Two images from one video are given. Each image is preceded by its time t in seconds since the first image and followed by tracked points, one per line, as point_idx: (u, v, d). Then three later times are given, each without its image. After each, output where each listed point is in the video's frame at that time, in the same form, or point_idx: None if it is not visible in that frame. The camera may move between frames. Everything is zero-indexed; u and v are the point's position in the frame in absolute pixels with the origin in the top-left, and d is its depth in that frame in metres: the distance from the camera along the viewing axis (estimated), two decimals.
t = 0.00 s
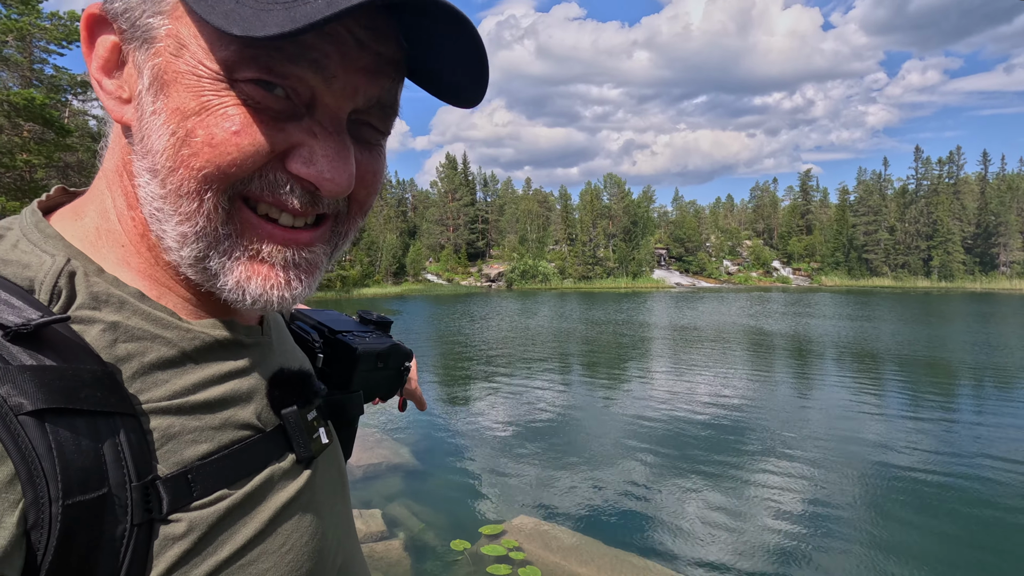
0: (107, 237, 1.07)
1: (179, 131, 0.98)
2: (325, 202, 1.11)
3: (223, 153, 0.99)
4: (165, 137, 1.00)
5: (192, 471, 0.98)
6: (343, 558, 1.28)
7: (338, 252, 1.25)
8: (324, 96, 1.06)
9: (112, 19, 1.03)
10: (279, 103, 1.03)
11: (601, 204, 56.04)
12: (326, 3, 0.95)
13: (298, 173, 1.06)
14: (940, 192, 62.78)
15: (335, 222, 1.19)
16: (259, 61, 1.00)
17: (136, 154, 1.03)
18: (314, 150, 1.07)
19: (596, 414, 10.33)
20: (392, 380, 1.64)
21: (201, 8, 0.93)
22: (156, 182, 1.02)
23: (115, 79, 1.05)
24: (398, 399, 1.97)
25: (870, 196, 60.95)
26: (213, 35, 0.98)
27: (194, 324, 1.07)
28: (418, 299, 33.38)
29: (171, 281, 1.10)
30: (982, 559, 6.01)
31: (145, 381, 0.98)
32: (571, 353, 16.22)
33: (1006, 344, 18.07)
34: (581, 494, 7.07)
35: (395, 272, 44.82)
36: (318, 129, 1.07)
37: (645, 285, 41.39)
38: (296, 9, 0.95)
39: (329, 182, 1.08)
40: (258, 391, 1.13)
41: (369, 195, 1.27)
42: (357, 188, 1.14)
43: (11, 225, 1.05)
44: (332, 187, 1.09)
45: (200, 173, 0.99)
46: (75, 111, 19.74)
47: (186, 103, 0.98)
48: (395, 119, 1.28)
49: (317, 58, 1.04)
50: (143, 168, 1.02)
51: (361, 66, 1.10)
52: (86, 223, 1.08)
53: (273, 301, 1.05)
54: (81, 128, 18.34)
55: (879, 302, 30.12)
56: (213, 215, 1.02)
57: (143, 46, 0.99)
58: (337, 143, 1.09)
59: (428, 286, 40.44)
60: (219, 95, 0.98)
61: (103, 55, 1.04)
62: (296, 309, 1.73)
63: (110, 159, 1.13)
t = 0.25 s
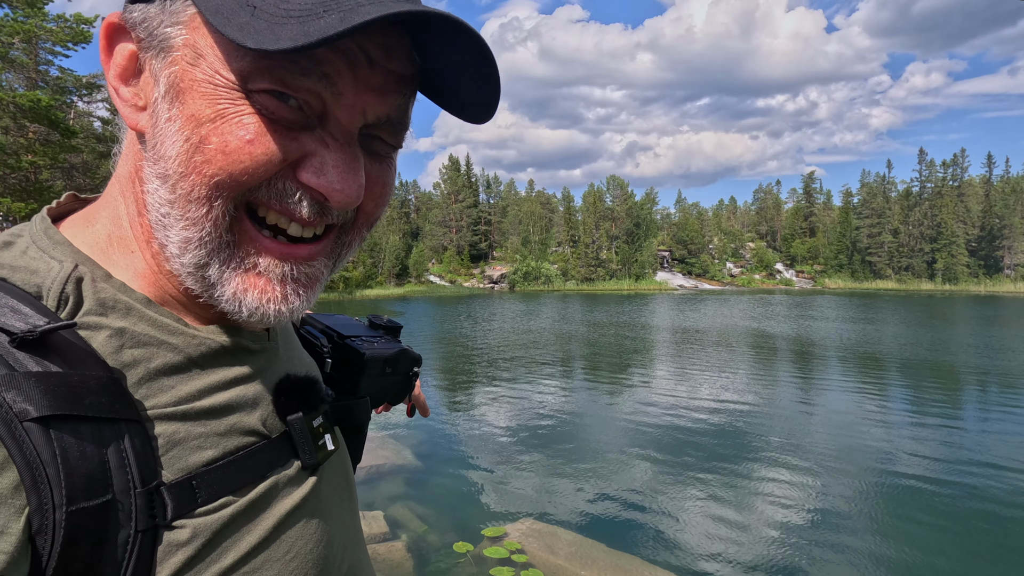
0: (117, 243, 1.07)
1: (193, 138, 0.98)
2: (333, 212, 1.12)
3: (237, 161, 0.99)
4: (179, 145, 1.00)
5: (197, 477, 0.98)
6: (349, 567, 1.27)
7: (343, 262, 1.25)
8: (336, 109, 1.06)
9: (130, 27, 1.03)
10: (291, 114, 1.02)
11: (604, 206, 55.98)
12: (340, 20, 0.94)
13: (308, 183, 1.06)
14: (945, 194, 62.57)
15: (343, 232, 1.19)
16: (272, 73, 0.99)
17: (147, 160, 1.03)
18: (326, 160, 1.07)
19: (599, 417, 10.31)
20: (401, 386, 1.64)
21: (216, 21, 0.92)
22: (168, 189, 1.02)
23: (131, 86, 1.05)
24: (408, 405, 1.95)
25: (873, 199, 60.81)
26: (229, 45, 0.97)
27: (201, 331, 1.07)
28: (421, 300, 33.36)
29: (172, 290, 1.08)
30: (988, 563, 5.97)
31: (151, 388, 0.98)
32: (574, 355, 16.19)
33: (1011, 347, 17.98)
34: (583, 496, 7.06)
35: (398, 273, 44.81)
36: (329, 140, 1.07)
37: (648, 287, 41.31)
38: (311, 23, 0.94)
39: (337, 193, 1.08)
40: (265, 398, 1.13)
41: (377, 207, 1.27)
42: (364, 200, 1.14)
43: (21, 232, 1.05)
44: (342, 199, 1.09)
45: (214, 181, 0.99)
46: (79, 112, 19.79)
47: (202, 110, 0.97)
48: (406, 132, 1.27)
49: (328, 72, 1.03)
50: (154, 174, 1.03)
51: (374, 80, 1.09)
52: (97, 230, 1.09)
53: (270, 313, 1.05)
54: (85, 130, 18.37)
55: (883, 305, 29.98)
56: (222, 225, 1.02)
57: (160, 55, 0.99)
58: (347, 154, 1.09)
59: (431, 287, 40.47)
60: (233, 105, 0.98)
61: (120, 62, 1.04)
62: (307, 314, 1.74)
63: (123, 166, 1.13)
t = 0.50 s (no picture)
0: (138, 249, 1.09)
1: (223, 150, 1.00)
2: (354, 224, 1.12)
3: (266, 174, 1.01)
4: (207, 156, 1.01)
5: (213, 479, 0.99)
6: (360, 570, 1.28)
7: (358, 272, 1.25)
8: (359, 123, 1.07)
9: (159, 38, 1.04)
10: (315, 126, 1.04)
11: (607, 208, 55.96)
12: (370, 36, 0.96)
13: (331, 194, 1.07)
14: (949, 197, 62.39)
15: (362, 243, 1.19)
16: (299, 85, 1.01)
17: (173, 168, 1.05)
18: (347, 171, 1.08)
19: (601, 419, 10.30)
20: (411, 390, 1.66)
21: (248, 34, 0.93)
22: (195, 199, 1.04)
23: (159, 95, 1.07)
24: (417, 407, 1.96)
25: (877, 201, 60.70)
26: (259, 58, 0.99)
27: (217, 335, 1.08)
28: (423, 302, 33.37)
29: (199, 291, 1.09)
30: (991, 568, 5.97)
31: (168, 391, 0.99)
32: (577, 356, 16.19)
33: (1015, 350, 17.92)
34: (585, 497, 7.07)
35: (400, 275, 44.84)
36: (351, 152, 1.08)
37: (650, 288, 41.27)
38: (341, 40, 0.96)
39: (359, 205, 1.09)
40: (278, 402, 1.14)
41: (391, 217, 1.27)
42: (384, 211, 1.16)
43: (42, 237, 1.07)
44: (362, 210, 1.10)
45: (243, 194, 1.01)
46: (84, 113, 19.87)
47: (230, 123, 0.99)
48: (423, 144, 1.28)
49: (353, 87, 1.05)
50: (180, 183, 1.04)
51: (397, 95, 1.11)
52: (118, 235, 1.11)
53: (295, 313, 1.07)
54: (89, 130, 18.43)
55: (887, 307, 29.88)
56: (248, 234, 1.03)
57: (189, 66, 1.01)
58: (369, 166, 1.11)
59: (433, 288, 40.51)
60: (260, 118, 1.00)
61: (148, 72, 1.06)
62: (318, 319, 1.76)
63: (146, 173, 1.15)
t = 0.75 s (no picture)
0: (149, 253, 1.10)
1: (240, 158, 1.02)
2: (366, 231, 1.14)
3: (283, 183, 1.02)
4: (224, 163, 1.03)
5: (222, 479, 1.01)
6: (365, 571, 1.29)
7: (367, 277, 1.26)
8: (372, 131, 1.09)
9: (177, 46, 1.05)
10: (330, 134, 1.05)
11: (609, 209, 55.95)
12: (390, 49, 0.97)
13: (345, 202, 1.08)
14: (952, 199, 62.27)
15: (372, 250, 1.20)
16: (316, 94, 1.02)
17: (188, 174, 1.06)
18: (361, 179, 1.09)
19: (603, 421, 10.30)
20: (415, 393, 1.67)
21: (270, 45, 0.95)
22: (211, 205, 1.05)
23: (175, 101, 1.09)
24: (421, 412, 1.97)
25: (879, 203, 60.59)
26: (277, 66, 1.00)
27: (226, 337, 1.10)
28: (425, 303, 33.40)
29: (213, 296, 1.11)
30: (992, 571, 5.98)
31: (178, 393, 1.00)
32: (579, 358, 16.19)
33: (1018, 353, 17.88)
34: (587, 499, 7.07)
35: (403, 276, 44.87)
36: (365, 160, 1.10)
37: (652, 290, 41.22)
38: (361, 51, 0.97)
39: (372, 212, 1.11)
40: (286, 405, 1.16)
41: (399, 223, 1.28)
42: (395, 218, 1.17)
43: (54, 240, 1.09)
44: (375, 217, 1.11)
45: (260, 202, 1.03)
46: (88, 115, 19.95)
47: (247, 132, 1.00)
48: (433, 152, 1.30)
49: (369, 96, 1.07)
50: (195, 190, 1.06)
51: (409, 105, 1.12)
52: (130, 239, 1.12)
53: (302, 318, 1.09)
54: (93, 132, 18.49)
55: (889, 309, 29.82)
56: (264, 241, 1.05)
57: (207, 75, 1.02)
58: (382, 173, 1.12)
59: (435, 290, 40.54)
60: (277, 127, 1.01)
61: (165, 78, 1.08)
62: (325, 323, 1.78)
63: (159, 177, 1.17)
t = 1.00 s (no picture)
0: (158, 255, 1.11)
1: (254, 162, 1.02)
2: (377, 234, 1.14)
3: (296, 188, 1.03)
4: (237, 168, 1.04)
5: (230, 480, 1.01)
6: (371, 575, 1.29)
7: (377, 280, 1.27)
8: (384, 136, 1.09)
9: (191, 51, 1.06)
10: (343, 139, 1.06)
11: (611, 210, 55.94)
12: (407, 56, 0.98)
13: (357, 206, 1.09)
14: (954, 200, 62.16)
15: (381, 253, 1.21)
16: (330, 99, 1.04)
17: (201, 177, 1.07)
18: (373, 183, 1.10)
19: (605, 422, 10.30)
20: (420, 396, 1.68)
21: (286, 51, 0.95)
22: (223, 208, 1.06)
23: (188, 105, 1.10)
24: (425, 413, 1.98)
25: (883, 204, 60.42)
26: (292, 71, 1.01)
27: (233, 340, 1.11)
28: (427, 303, 33.42)
29: (225, 299, 1.12)
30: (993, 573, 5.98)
31: (186, 395, 1.01)
32: (581, 359, 16.19)
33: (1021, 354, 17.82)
34: (589, 500, 7.08)
35: (405, 277, 44.90)
36: (377, 164, 1.10)
37: (654, 291, 41.18)
38: (379, 58, 0.97)
39: (383, 215, 1.11)
40: (293, 406, 1.16)
41: (408, 227, 1.29)
42: (405, 221, 1.18)
43: (64, 243, 1.10)
44: (387, 220, 1.12)
45: (273, 207, 1.04)
46: (91, 116, 20.02)
47: (261, 137, 1.01)
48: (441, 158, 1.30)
49: (382, 102, 1.08)
50: (207, 192, 1.07)
51: (419, 110, 1.13)
52: (138, 242, 1.13)
53: (312, 322, 1.09)
54: (96, 133, 18.53)
55: (892, 311, 29.74)
56: (276, 245, 1.06)
57: (221, 79, 1.03)
58: (393, 177, 1.13)
59: (437, 290, 40.56)
60: (291, 132, 1.02)
61: (178, 83, 1.09)
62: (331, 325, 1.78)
63: (169, 180, 1.18)
